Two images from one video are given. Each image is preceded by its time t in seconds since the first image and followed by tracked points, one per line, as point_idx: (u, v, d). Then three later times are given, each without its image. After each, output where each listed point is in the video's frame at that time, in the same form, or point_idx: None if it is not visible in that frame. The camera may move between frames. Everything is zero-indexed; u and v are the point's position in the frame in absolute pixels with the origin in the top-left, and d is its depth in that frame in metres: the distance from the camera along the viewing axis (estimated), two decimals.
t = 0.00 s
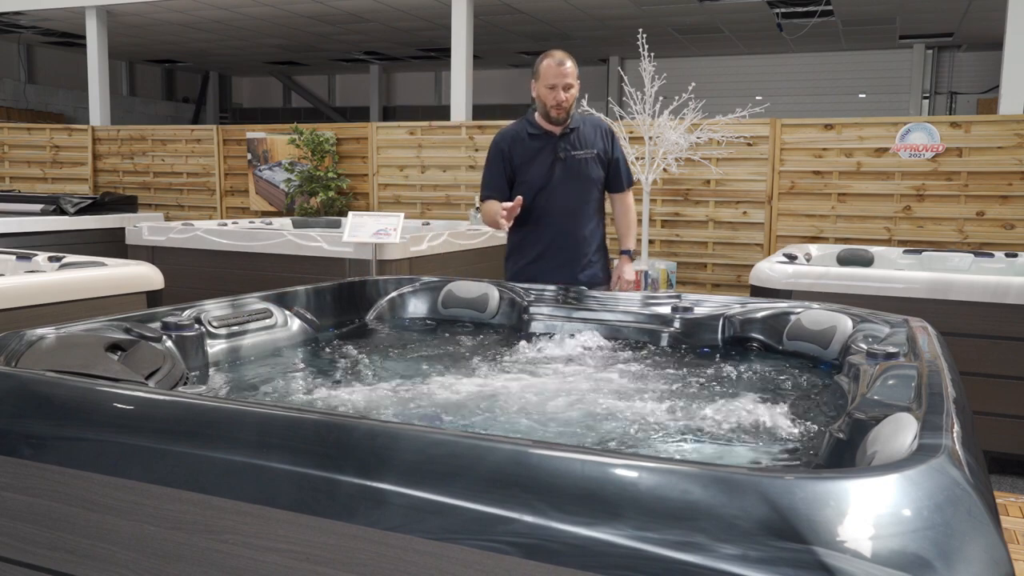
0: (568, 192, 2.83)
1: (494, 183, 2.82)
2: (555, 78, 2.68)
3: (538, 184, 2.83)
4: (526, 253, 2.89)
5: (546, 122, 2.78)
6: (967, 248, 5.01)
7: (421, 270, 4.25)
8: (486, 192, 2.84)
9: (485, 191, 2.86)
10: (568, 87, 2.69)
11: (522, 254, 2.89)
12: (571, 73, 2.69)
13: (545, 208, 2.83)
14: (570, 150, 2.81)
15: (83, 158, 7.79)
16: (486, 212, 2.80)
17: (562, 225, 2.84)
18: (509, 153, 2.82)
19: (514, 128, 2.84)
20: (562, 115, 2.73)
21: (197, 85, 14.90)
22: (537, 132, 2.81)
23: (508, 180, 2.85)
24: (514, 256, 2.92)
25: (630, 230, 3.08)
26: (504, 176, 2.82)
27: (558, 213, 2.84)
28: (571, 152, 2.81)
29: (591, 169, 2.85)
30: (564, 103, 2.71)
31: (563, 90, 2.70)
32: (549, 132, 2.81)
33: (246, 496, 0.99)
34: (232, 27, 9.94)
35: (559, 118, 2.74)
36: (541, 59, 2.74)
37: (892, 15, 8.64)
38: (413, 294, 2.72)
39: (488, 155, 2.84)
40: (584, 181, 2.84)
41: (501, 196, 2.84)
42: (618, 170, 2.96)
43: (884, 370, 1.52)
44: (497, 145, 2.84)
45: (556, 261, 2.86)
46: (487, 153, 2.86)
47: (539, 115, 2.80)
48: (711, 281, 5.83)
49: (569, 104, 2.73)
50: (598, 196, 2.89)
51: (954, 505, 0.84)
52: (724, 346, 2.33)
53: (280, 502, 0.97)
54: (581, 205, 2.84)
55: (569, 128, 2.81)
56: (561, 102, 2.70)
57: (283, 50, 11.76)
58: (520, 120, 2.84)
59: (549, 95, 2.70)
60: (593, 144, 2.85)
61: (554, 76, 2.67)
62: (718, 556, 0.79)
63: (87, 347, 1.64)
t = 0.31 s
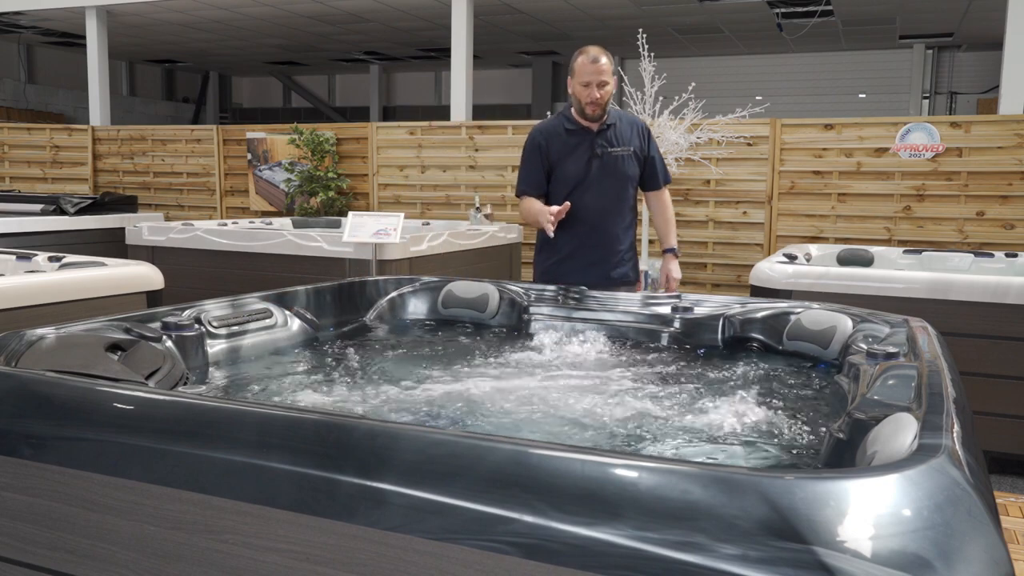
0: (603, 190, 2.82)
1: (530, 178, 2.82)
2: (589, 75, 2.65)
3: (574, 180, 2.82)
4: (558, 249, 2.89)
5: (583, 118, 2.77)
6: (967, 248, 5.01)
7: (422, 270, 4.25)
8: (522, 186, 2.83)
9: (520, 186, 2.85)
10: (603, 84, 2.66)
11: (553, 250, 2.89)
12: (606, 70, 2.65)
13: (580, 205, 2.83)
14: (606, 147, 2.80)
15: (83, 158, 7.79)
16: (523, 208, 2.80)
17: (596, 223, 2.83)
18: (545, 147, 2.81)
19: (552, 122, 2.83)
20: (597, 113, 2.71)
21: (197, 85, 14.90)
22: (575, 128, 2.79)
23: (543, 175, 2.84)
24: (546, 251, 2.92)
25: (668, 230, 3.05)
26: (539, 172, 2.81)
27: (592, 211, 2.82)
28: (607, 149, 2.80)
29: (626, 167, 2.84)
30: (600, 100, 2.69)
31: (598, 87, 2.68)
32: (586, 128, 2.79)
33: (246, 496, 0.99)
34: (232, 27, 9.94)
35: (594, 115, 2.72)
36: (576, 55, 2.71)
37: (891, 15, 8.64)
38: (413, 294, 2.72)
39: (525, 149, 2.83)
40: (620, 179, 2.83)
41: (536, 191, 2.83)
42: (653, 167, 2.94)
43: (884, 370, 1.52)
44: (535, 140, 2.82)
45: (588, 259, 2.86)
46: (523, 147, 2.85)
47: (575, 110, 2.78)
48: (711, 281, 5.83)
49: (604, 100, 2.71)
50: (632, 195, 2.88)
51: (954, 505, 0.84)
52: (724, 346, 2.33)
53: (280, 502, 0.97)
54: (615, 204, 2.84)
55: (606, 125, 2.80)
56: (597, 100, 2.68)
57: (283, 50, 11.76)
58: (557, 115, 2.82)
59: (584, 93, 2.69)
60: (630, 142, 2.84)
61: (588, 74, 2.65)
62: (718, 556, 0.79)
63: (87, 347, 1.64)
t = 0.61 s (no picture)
0: (610, 191, 2.82)
1: (537, 176, 2.82)
2: (599, 77, 2.64)
3: (582, 180, 2.82)
4: (564, 249, 2.89)
5: (592, 118, 2.76)
6: (967, 248, 5.01)
7: (422, 270, 4.25)
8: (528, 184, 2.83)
9: (528, 183, 2.85)
10: (612, 85, 2.65)
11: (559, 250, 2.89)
12: (616, 72, 2.64)
13: (587, 206, 2.83)
14: (615, 148, 2.80)
15: (83, 158, 7.79)
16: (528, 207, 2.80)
17: (602, 224, 2.82)
18: (553, 145, 2.81)
19: (561, 121, 2.82)
20: (604, 114, 2.70)
21: (197, 85, 14.90)
22: (583, 128, 2.78)
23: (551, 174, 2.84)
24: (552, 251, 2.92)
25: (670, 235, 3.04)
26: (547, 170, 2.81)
27: (599, 213, 2.82)
28: (615, 151, 2.80)
29: (634, 169, 2.83)
30: (608, 102, 2.68)
31: (607, 89, 2.67)
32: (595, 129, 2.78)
33: (246, 496, 0.99)
34: (233, 27, 9.94)
35: (602, 116, 2.71)
36: (586, 54, 2.69)
37: (891, 15, 8.64)
38: (413, 294, 2.72)
39: (533, 147, 2.82)
40: (627, 181, 2.83)
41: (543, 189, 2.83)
42: (660, 170, 2.93)
43: (884, 370, 1.52)
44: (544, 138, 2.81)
45: (593, 260, 2.86)
46: (532, 145, 2.85)
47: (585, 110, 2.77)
48: (711, 281, 5.83)
49: (614, 102, 2.70)
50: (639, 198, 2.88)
51: (953, 505, 0.84)
52: (724, 346, 2.33)
53: (280, 502, 0.97)
54: (622, 206, 2.83)
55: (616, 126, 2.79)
56: (605, 101, 2.67)
57: (283, 50, 11.76)
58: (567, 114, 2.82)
59: (592, 94, 2.68)
60: (638, 144, 2.83)
61: (597, 76, 2.64)
62: (718, 556, 0.79)
63: (87, 347, 1.64)
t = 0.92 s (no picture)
0: (603, 188, 2.81)
1: (528, 179, 2.82)
2: (587, 66, 2.67)
3: (574, 181, 2.82)
4: (561, 250, 2.88)
5: (579, 117, 2.77)
6: (967, 248, 5.01)
7: (422, 270, 4.25)
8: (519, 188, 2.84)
9: (519, 187, 2.85)
10: (601, 75, 2.68)
11: (556, 252, 2.88)
12: (605, 63, 2.68)
13: (580, 206, 2.82)
14: (604, 146, 2.80)
15: (83, 158, 7.79)
16: (519, 208, 2.80)
17: (597, 223, 2.82)
18: (542, 148, 2.82)
19: (549, 124, 2.84)
20: (592, 105, 2.71)
21: (197, 85, 14.90)
22: (571, 128, 2.80)
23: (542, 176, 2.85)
24: (549, 253, 2.91)
25: (661, 230, 3.03)
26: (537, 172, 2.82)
27: (592, 211, 2.82)
28: (604, 148, 2.80)
29: (625, 165, 2.83)
30: (596, 91, 2.69)
31: (596, 79, 2.68)
32: (583, 128, 2.79)
33: (246, 496, 0.99)
34: (233, 27, 9.94)
35: (589, 107, 2.71)
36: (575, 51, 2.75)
37: (892, 15, 8.64)
38: (413, 294, 2.72)
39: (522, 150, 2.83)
40: (619, 178, 2.83)
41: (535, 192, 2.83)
42: (652, 165, 2.94)
43: (884, 370, 1.52)
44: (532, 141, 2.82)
45: (591, 259, 2.85)
46: (521, 149, 2.86)
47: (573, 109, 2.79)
48: (711, 281, 5.83)
49: (602, 93, 2.71)
50: (632, 194, 2.87)
51: (953, 504, 0.84)
52: (724, 346, 2.33)
53: (280, 502, 0.97)
54: (616, 203, 2.83)
55: (604, 123, 2.80)
56: (593, 91, 2.68)
57: (283, 50, 11.76)
58: (554, 115, 2.83)
59: (581, 85, 2.69)
60: (627, 140, 2.84)
61: (587, 65, 2.66)
62: (718, 556, 0.79)
63: (87, 347, 1.64)
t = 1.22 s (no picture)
0: (595, 188, 2.81)
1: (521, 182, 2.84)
2: (573, 70, 2.66)
3: (566, 181, 2.83)
4: (557, 250, 2.88)
5: (568, 118, 2.79)
6: (967, 248, 5.01)
7: (422, 270, 4.25)
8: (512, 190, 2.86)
9: (513, 190, 2.87)
10: (585, 78, 2.67)
11: (552, 252, 2.89)
12: (590, 66, 2.66)
13: (574, 206, 2.83)
14: (595, 145, 2.80)
15: (83, 158, 7.79)
16: (514, 209, 2.82)
17: (591, 223, 2.82)
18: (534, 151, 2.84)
19: (540, 126, 2.85)
20: (580, 108, 2.72)
21: (197, 85, 14.90)
22: (561, 130, 2.81)
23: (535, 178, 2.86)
24: (546, 253, 2.92)
25: (660, 227, 3.03)
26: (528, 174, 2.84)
27: (585, 211, 2.82)
28: (595, 148, 2.80)
29: (617, 164, 2.82)
30: (582, 95, 2.70)
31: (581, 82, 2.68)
32: (574, 129, 2.81)
33: (246, 496, 0.99)
34: (233, 27, 9.93)
35: (577, 111, 2.73)
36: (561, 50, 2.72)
37: (891, 15, 8.64)
38: (413, 294, 2.72)
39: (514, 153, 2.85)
40: (613, 177, 2.82)
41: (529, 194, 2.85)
42: (646, 162, 2.93)
43: (884, 370, 1.52)
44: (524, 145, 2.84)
45: (587, 259, 2.85)
46: (514, 153, 2.88)
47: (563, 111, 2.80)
48: (711, 281, 5.83)
49: (587, 96, 2.72)
50: (627, 192, 2.87)
51: (954, 504, 0.84)
52: (724, 346, 2.33)
53: (280, 502, 0.97)
54: (610, 201, 2.83)
55: (594, 123, 2.81)
56: (579, 95, 2.69)
57: (283, 50, 11.76)
58: (545, 118, 2.85)
59: (567, 88, 2.69)
60: (619, 138, 2.83)
61: (572, 69, 2.65)
62: (718, 556, 0.79)
63: (87, 347, 1.64)
